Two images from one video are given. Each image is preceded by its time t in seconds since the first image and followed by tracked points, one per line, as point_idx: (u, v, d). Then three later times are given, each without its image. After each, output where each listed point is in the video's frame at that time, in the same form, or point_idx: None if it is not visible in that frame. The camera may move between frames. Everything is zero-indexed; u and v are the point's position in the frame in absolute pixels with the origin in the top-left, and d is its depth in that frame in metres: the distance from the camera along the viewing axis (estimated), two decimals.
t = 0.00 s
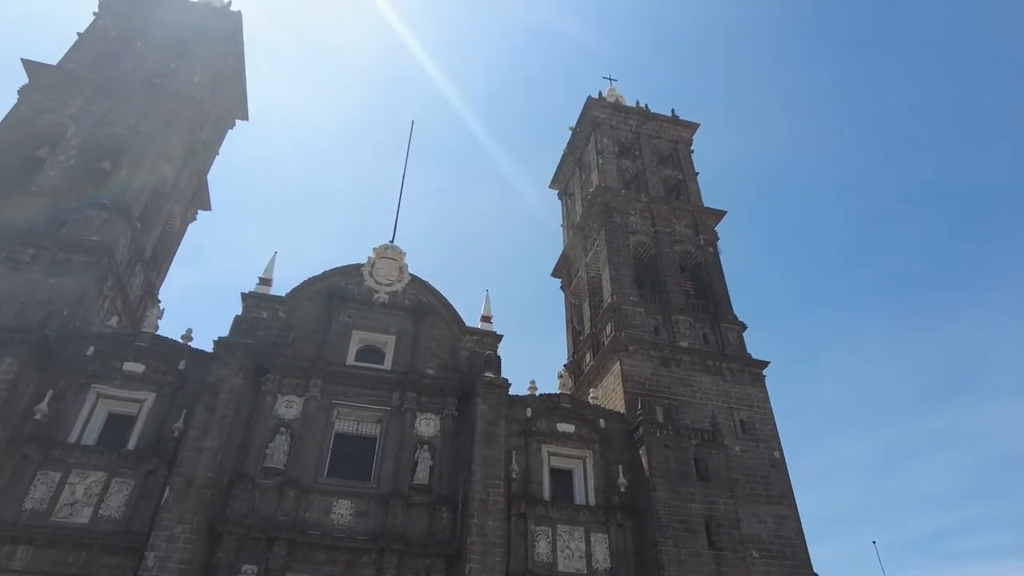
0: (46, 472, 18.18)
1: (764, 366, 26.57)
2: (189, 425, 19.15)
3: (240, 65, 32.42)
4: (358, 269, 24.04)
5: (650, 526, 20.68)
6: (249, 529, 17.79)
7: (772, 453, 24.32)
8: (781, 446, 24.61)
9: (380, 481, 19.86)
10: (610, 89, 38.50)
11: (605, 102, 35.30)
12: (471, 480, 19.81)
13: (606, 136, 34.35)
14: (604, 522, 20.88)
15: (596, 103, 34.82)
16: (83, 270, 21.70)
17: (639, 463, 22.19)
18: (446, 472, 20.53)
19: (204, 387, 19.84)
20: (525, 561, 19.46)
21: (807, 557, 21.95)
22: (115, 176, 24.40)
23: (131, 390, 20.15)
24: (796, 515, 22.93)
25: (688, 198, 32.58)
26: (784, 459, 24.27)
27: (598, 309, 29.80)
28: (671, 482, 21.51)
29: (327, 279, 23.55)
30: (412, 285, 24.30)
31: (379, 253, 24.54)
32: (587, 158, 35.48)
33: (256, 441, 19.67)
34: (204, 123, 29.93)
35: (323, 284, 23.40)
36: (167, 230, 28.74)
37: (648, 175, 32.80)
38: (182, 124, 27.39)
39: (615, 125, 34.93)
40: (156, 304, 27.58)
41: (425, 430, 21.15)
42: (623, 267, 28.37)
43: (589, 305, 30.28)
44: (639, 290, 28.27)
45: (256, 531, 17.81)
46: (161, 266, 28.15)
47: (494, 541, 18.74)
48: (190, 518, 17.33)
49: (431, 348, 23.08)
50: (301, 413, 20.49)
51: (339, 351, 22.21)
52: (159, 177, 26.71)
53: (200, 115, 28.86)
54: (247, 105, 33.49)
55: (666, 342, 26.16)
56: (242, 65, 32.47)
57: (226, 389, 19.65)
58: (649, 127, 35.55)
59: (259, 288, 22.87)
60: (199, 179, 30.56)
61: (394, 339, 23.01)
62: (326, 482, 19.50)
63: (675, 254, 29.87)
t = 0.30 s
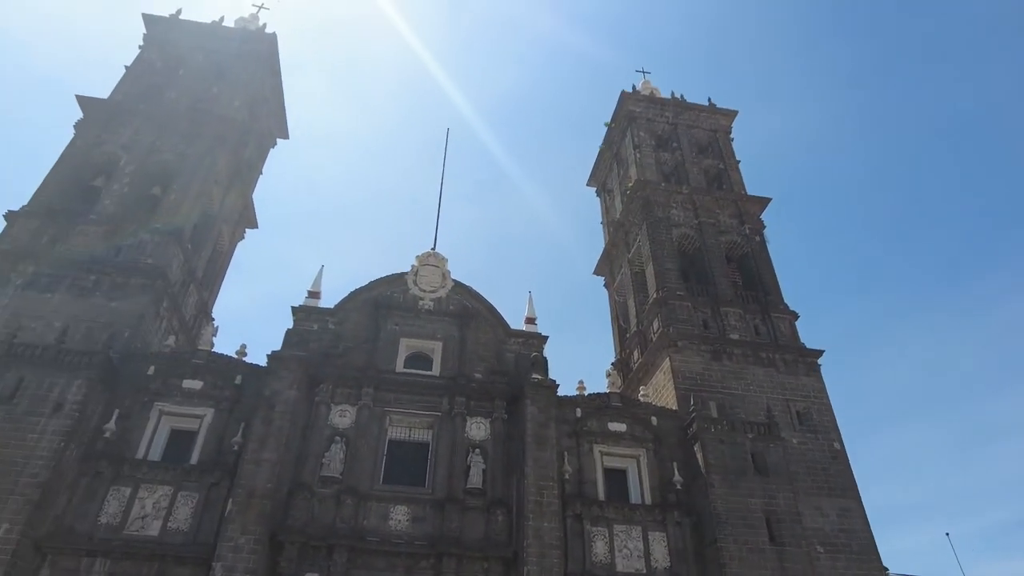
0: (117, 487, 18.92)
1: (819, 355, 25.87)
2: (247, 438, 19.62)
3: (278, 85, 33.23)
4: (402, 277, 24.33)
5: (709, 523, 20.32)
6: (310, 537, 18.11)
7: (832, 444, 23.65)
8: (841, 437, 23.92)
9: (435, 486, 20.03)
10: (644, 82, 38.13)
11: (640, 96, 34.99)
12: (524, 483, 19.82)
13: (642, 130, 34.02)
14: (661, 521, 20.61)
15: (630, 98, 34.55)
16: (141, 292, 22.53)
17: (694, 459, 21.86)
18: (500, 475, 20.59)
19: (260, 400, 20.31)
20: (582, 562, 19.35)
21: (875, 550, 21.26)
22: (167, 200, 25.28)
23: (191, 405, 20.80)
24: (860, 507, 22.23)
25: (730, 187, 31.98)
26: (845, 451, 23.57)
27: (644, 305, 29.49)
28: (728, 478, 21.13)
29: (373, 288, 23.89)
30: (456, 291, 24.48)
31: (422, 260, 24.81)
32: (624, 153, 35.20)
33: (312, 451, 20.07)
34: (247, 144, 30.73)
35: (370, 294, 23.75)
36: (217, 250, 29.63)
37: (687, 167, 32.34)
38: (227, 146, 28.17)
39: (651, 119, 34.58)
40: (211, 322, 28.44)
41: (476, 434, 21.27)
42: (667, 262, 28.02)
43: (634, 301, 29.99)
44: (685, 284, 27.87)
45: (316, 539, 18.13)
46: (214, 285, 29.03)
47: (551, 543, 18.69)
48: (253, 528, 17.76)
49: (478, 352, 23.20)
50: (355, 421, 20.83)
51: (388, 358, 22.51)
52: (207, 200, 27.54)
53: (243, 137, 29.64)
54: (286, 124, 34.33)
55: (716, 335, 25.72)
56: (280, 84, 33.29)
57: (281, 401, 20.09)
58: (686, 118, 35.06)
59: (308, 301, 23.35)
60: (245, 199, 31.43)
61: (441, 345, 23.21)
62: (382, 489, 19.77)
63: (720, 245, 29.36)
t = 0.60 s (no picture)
0: (185, 500, 19.58)
1: (878, 340, 25.01)
2: (305, 447, 20.04)
3: (315, 101, 33.93)
4: (447, 283, 24.51)
5: (771, 517, 19.85)
6: (370, 543, 18.41)
7: (896, 432, 22.82)
8: (905, 423, 23.06)
9: (490, 488, 20.11)
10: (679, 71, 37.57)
11: (676, 85, 34.49)
12: (579, 482, 19.72)
13: (680, 120, 33.51)
14: (721, 516, 20.23)
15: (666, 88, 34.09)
16: (196, 310, 23.29)
17: (752, 452, 21.39)
18: (554, 475, 20.54)
19: (316, 410, 20.71)
20: (642, 560, 19.13)
21: (949, 540, 20.41)
22: (216, 221, 26.06)
23: (250, 418, 21.38)
24: (931, 495, 21.38)
25: (775, 171, 31.21)
26: (911, 438, 22.72)
27: (691, 298, 29.03)
28: (789, 470, 20.60)
29: (419, 295, 24.13)
30: (501, 293, 24.57)
31: (465, 265, 24.97)
32: (662, 144, 34.73)
33: (368, 458, 20.38)
34: (290, 161, 31.45)
35: (416, 301, 23.99)
36: (268, 266, 30.43)
37: (729, 154, 31.72)
38: (270, 164, 28.87)
39: (688, 108, 34.06)
40: (265, 336, 29.21)
41: (528, 435, 21.28)
42: (713, 252, 27.51)
43: (682, 294, 29.54)
44: (733, 274, 27.32)
45: (377, 544, 18.42)
46: (266, 300, 29.82)
47: (610, 542, 18.54)
48: (315, 536, 18.12)
49: (526, 353, 23.23)
50: (408, 427, 21.06)
51: (438, 364, 22.71)
52: (255, 218, 28.28)
53: (286, 154, 30.34)
54: (326, 139, 35.06)
55: (768, 324, 25.12)
56: (317, 100, 33.98)
57: (336, 410, 20.45)
58: (724, 105, 34.40)
59: (357, 311, 23.74)
60: (291, 215, 32.19)
61: (489, 348, 23.31)
62: (439, 493, 19.94)
63: (768, 232, 28.68)
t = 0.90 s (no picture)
0: (241, 509, 20.06)
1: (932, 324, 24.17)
2: (355, 453, 20.33)
3: (349, 112, 34.45)
4: (485, 285, 24.59)
5: (828, 510, 19.35)
6: (422, 546, 18.55)
7: (957, 418, 21.97)
8: (966, 409, 22.20)
9: (538, 489, 20.09)
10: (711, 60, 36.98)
11: (708, 74, 33.97)
12: (628, 481, 19.56)
13: (714, 109, 32.99)
14: (776, 511, 19.79)
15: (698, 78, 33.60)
16: (244, 323, 23.87)
17: (805, 445, 20.90)
18: (602, 474, 20.41)
19: (363, 417, 20.99)
20: (696, 557, 18.83)
21: (1020, 530, 19.51)
22: (259, 235, 26.66)
23: (300, 426, 21.81)
24: (997, 484, 20.52)
25: (815, 156, 30.46)
26: (973, 424, 21.85)
27: (735, 289, 28.53)
28: (844, 462, 20.07)
29: (459, 298, 24.26)
30: (539, 293, 24.55)
31: (503, 267, 25.01)
32: (697, 135, 34.23)
33: (416, 462, 20.55)
34: (327, 173, 32.02)
35: (456, 304, 24.11)
36: (310, 277, 30.99)
37: (766, 141, 31.09)
38: (308, 177, 29.44)
39: (722, 96, 33.52)
40: (311, 345, 29.75)
41: (574, 435, 21.20)
42: (755, 241, 26.98)
43: (724, 286, 29.05)
44: (777, 262, 26.74)
45: (429, 548, 18.55)
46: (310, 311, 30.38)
47: (662, 539, 18.34)
48: (368, 541, 18.37)
49: (567, 352, 23.18)
50: (454, 430, 21.19)
51: (480, 366, 22.81)
52: (296, 230, 28.85)
53: (322, 166, 30.89)
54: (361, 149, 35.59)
55: (815, 312, 24.51)
56: (350, 112, 34.50)
57: (383, 415, 20.70)
58: (759, 91, 33.75)
59: (398, 317, 24.00)
60: (331, 226, 32.74)
61: (530, 349, 23.31)
62: (487, 495, 19.99)
63: (810, 218, 28.00)
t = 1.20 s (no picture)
0: (286, 515, 20.39)
1: (980, 310, 23.41)
2: (395, 457, 20.52)
3: (376, 121, 34.83)
4: (518, 286, 24.60)
5: (877, 504, 18.87)
6: (465, 548, 18.62)
7: (1011, 405, 21.16)
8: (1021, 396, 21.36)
9: (579, 488, 20.02)
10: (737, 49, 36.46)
11: (735, 64, 33.51)
12: (669, 479, 19.38)
13: (742, 98, 32.50)
14: (823, 506, 19.37)
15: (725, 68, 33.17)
16: (282, 332, 24.30)
17: (850, 437, 20.44)
18: (643, 473, 20.25)
19: (402, 421, 21.17)
20: (742, 554, 18.52)
21: None
22: (294, 245, 27.11)
23: (340, 432, 22.09)
24: None
25: (849, 141, 29.78)
26: None
27: (771, 280, 28.04)
28: (892, 454, 19.58)
29: (492, 300, 24.30)
30: (572, 292, 24.48)
31: (535, 267, 25.00)
32: (727, 126, 33.75)
33: (456, 465, 20.63)
34: (358, 183, 32.45)
35: (489, 306, 24.16)
36: (345, 285, 31.38)
37: (798, 128, 30.53)
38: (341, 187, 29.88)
39: (750, 85, 33.01)
40: (348, 352, 30.13)
41: (613, 434, 21.08)
42: (790, 231, 26.48)
43: (761, 278, 28.57)
44: (814, 252, 26.21)
45: (471, 550, 18.61)
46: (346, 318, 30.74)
47: (706, 537, 18.11)
48: (411, 544, 18.51)
49: (603, 351, 23.08)
50: (492, 431, 21.23)
51: (516, 367, 22.83)
52: (330, 239, 29.25)
53: (353, 175, 31.30)
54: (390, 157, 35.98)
55: (856, 302, 23.95)
56: (378, 121, 34.88)
57: (422, 419, 20.86)
58: (788, 78, 33.15)
59: (433, 320, 24.15)
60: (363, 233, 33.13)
61: (565, 348, 23.26)
62: (528, 496, 19.98)
63: (847, 205, 27.39)
